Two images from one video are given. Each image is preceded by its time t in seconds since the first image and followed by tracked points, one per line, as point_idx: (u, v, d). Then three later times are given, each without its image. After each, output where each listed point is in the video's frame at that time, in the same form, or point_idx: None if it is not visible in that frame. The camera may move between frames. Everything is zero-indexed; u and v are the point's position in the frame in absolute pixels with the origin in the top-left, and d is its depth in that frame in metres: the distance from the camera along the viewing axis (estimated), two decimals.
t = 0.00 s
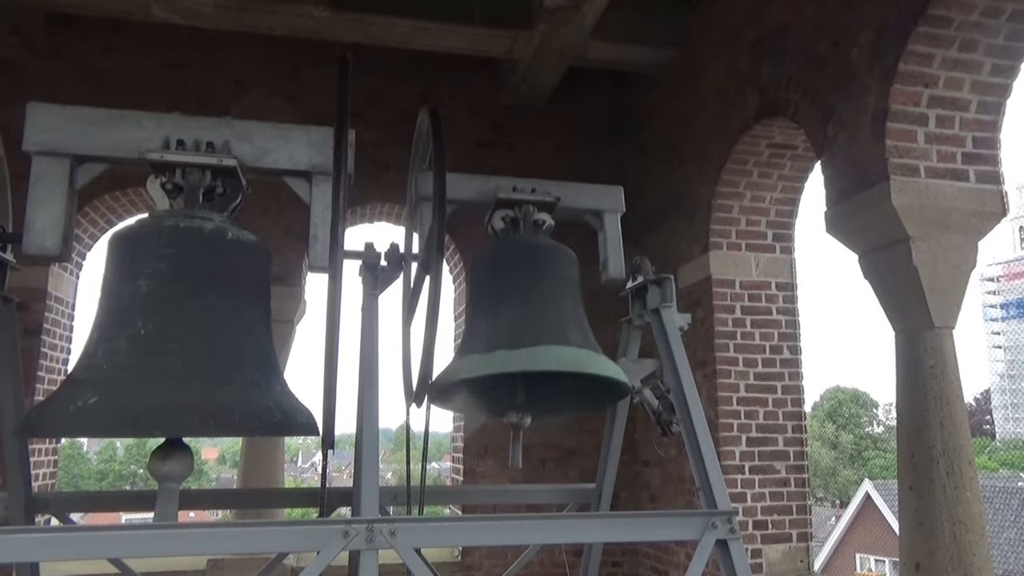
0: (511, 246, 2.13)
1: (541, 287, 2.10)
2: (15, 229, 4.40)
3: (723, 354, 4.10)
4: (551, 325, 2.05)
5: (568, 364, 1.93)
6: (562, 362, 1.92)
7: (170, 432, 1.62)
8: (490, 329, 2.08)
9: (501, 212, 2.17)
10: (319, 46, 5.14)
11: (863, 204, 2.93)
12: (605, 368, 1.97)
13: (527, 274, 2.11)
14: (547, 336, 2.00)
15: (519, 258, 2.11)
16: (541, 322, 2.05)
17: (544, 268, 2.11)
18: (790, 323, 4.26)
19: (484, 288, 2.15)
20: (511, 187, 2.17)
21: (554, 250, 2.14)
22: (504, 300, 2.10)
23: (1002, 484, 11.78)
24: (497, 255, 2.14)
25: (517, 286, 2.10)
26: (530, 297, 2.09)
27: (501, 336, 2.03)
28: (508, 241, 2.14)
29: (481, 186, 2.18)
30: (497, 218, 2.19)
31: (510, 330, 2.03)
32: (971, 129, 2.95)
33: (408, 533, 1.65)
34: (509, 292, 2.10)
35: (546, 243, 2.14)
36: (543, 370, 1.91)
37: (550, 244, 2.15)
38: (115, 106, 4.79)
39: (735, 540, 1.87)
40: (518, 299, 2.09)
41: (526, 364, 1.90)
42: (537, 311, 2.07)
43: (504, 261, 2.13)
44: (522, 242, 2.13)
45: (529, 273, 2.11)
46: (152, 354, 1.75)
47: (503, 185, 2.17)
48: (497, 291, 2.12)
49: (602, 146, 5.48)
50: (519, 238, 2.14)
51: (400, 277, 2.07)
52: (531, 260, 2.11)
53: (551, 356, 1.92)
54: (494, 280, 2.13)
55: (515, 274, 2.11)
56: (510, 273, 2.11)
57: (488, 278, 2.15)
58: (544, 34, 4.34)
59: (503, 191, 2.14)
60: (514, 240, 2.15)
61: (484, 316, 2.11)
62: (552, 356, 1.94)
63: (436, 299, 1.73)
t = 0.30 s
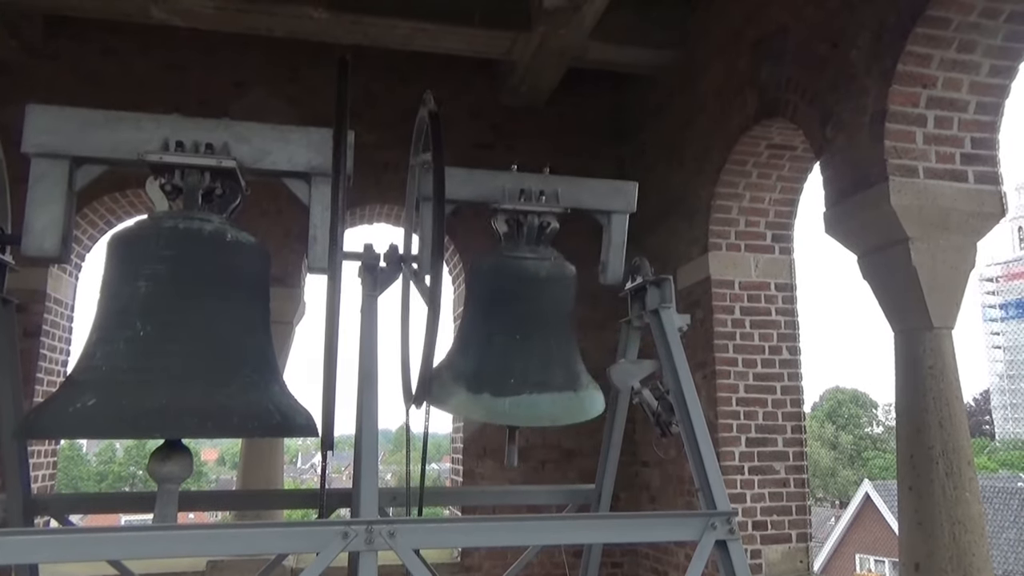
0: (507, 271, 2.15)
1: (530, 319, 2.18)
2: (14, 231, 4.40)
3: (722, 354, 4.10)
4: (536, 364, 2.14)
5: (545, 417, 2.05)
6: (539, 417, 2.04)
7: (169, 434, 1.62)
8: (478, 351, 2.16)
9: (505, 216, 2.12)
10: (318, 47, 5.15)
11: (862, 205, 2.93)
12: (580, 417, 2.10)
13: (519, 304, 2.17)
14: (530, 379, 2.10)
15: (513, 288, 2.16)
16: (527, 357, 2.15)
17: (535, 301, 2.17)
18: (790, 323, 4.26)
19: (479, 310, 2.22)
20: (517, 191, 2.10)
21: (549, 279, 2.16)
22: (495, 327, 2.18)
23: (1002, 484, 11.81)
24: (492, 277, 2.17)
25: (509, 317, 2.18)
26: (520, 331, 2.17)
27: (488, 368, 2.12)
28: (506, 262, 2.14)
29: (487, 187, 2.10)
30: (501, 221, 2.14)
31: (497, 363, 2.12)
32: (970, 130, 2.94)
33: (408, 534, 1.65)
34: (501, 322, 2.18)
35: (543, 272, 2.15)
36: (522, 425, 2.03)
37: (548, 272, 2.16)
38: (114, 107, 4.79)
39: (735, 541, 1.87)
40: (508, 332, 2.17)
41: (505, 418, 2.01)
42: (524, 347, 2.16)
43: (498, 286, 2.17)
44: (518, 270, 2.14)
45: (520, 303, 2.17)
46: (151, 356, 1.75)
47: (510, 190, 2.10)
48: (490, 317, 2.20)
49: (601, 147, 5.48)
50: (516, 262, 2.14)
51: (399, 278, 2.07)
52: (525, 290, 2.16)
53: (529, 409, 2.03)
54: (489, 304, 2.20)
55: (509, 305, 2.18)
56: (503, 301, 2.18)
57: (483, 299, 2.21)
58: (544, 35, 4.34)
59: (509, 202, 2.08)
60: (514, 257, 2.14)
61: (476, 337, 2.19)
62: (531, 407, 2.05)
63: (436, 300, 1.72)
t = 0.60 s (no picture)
0: (507, 280, 2.14)
1: (528, 325, 2.19)
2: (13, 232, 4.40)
3: (721, 355, 4.10)
4: (530, 370, 2.17)
5: (535, 424, 2.12)
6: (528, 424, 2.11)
7: (168, 435, 1.62)
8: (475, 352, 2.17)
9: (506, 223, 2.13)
10: (317, 48, 5.15)
11: (861, 205, 2.93)
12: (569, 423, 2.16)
13: (517, 311, 2.17)
14: (524, 385, 2.14)
15: (512, 296, 2.16)
16: (521, 363, 2.17)
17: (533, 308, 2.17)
18: (789, 323, 4.26)
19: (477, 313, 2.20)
20: (519, 197, 2.09)
21: (549, 290, 2.16)
22: (492, 331, 2.18)
23: (1001, 484, 11.84)
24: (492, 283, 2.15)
25: (506, 323, 2.18)
26: (517, 336, 2.19)
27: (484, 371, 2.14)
28: (507, 270, 2.13)
29: (489, 192, 2.08)
30: (501, 226, 2.15)
31: (492, 367, 2.15)
32: (969, 130, 2.95)
33: (407, 535, 1.65)
34: (498, 327, 2.18)
35: (543, 283, 2.15)
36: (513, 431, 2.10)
37: (548, 283, 2.16)
38: (113, 108, 4.79)
39: (734, 541, 1.87)
40: (504, 338, 2.18)
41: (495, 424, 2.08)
42: (519, 353, 2.18)
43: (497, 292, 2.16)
44: (518, 280, 2.14)
45: (518, 310, 2.17)
46: (150, 357, 1.75)
47: (511, 196, 2.08)
48: (488, 321, 2.19)
49: (600, 148, 5.48)
50: (517, 271, 2.13)
51: (398, 279, 2.07)
52: (524, 299, 2.16)
53: (520, 417, 2.09)
54: (487, 307, 2.19)
55: (507, 311, 2.18)
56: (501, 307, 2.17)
57: (482, 302, 2.19)
58: (543, 35, 4.34)
59: (511, 210, 2.06)
60: (513, 265, 2.14)
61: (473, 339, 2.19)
62: (523, 414, 2.10)
63: (435, 301, 1.73)
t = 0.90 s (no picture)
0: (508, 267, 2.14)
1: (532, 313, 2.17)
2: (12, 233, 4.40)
3: (721, 355, 4.10)
4: (538, 358, 2.13)
5: (548, 411, 2.04)
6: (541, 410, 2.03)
7: (168, 437, 1.62)
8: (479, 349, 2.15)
9: (502, 216, 2.14)
10: (317, 49, 5.15)
11: (861, 205, 2.93)
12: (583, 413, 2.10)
13: (519, 299, 2.16)
14: (533, 372, 2.09)
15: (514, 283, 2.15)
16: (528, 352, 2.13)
17: (536, 294, 2.16)
18: (789, 324, 4.26)
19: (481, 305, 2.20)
20: (514, 190, 2.11)
21: (550, 274, 2.16)
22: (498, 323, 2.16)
23: (1000, 485, 11.86)
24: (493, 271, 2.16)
25: (511, 313, 2.16)
26: (524, 325, 2.16)
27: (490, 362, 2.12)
28: (507, 258, 2.14)
29: (485, 186, 2.09)
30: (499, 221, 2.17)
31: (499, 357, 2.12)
32: (968, 130, 2.95)
33: (407, 536, 1.65)
34: (503, 316, 2.16)
35: (543, 267, 2.15)
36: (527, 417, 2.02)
37: (548, 268, 2.16)
38: (112, 109, 4.79)
39: (734, 542, 1.87)
40: (511, 326, 2.15)
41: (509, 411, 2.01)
42: (527, 341, 2.14)
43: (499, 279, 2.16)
44: (518, 266, 2.13)
45: (521, 298, 2.16)
46: (149, 359, 1.74)
47: (507, 189, 2.10)
48: (492, 312, 2.17)
49: (599, 149, 5.48)
50: (515, 259, 2.13)
51: (398, 279, 2.06)
52: (527, 284, 2.15)
53: (531, 403, 2.02)
54: (490, 299, 2.18)
55: (511, 300, 2.16)
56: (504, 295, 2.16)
57: (484, 296, 2.19)
58: (543, 36, 4.34)
59: (507, 201, 2.08)
60: (513, 254, 2.14)
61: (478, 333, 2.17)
62: (535, 400, 2.03)
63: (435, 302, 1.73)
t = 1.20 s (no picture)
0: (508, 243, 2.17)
1: (540, 276, 2.11)
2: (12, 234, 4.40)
3: (721, 355, 4.10)
4: (551, 310, 2.04)
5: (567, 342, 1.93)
6: (562, 339, 1.91)
7: (168, 437, 1.62)
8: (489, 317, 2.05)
9: (498, 218, 2.26)
10: (316, 49, 5.15)
11: (861, 206, 2.93)
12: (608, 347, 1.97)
13: (524, 263, 2.12)
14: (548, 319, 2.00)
15: (515, 252, 2.14)
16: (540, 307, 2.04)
17: (541, 259, 2.13)
18: (788, 324, 4.26)
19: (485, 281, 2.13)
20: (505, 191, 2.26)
21: (549, 245, 2.18)
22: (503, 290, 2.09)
23: (1000, 485, 11.88)
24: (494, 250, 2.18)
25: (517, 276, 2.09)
26: (533, 281, 2.09)
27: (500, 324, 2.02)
28: (507, 238, 2.18)
29: (479, 192, 2.25)
30: (494, 222, 2.26)
31: (509, 315, 2.02)
32: (967, 131, 2.95)
33: (406, 536, 1.65)
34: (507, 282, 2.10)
35: (541, 239, 2.19)
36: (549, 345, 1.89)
37: (546, 240, 2.20)
38: (112, 110, 4.79)
39: (734, 542, 1.87)
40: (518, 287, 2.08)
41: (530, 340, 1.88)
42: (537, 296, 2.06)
43: (500, 253, 2.15)
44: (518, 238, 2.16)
45: (526, 264, 2.12)
46: (148, 358, 1.74)
47: (499, 193, 2.26)
48: (498, 285, 2.11)
49: (599, 149, 5.48)
50: (515, 235, 2.18)
51: (398, 278, 2.06)
52: (529, 251, 2.14)
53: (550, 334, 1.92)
54: (493, 275, 2.13)
55: (516, 267, 2.12)
56: (507, 264, 2.13)
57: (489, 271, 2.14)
58: (542, 37, 4.34)
59: (499, 197, 2.24)
60: (512, 237, 2.19)
61: (484, 304, 2.09)
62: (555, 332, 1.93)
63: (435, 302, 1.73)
